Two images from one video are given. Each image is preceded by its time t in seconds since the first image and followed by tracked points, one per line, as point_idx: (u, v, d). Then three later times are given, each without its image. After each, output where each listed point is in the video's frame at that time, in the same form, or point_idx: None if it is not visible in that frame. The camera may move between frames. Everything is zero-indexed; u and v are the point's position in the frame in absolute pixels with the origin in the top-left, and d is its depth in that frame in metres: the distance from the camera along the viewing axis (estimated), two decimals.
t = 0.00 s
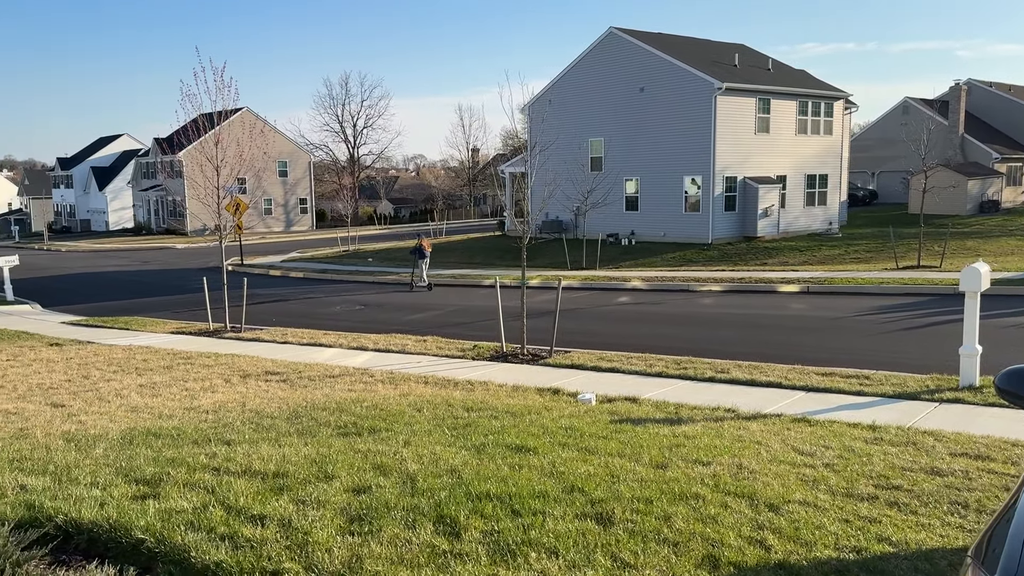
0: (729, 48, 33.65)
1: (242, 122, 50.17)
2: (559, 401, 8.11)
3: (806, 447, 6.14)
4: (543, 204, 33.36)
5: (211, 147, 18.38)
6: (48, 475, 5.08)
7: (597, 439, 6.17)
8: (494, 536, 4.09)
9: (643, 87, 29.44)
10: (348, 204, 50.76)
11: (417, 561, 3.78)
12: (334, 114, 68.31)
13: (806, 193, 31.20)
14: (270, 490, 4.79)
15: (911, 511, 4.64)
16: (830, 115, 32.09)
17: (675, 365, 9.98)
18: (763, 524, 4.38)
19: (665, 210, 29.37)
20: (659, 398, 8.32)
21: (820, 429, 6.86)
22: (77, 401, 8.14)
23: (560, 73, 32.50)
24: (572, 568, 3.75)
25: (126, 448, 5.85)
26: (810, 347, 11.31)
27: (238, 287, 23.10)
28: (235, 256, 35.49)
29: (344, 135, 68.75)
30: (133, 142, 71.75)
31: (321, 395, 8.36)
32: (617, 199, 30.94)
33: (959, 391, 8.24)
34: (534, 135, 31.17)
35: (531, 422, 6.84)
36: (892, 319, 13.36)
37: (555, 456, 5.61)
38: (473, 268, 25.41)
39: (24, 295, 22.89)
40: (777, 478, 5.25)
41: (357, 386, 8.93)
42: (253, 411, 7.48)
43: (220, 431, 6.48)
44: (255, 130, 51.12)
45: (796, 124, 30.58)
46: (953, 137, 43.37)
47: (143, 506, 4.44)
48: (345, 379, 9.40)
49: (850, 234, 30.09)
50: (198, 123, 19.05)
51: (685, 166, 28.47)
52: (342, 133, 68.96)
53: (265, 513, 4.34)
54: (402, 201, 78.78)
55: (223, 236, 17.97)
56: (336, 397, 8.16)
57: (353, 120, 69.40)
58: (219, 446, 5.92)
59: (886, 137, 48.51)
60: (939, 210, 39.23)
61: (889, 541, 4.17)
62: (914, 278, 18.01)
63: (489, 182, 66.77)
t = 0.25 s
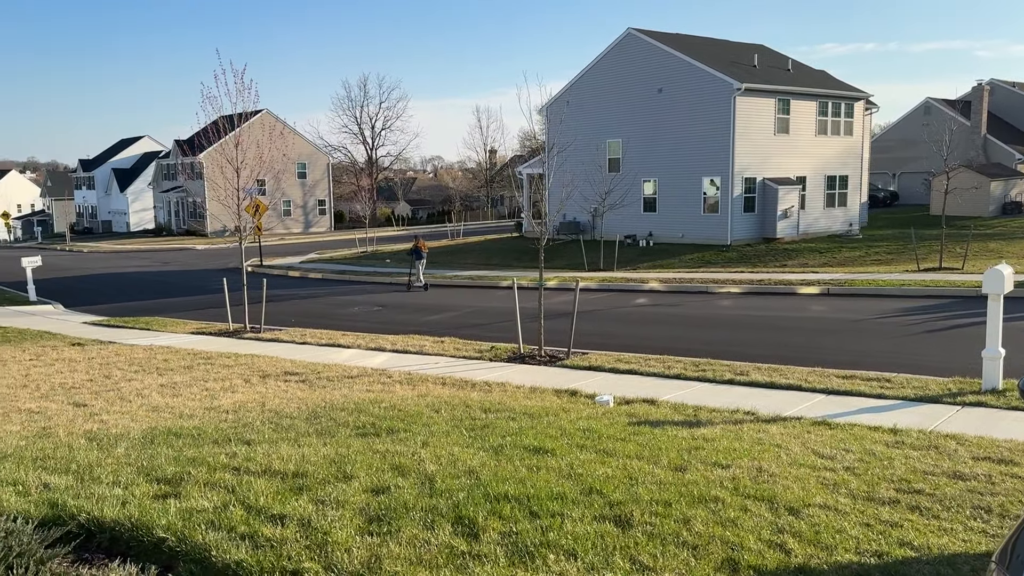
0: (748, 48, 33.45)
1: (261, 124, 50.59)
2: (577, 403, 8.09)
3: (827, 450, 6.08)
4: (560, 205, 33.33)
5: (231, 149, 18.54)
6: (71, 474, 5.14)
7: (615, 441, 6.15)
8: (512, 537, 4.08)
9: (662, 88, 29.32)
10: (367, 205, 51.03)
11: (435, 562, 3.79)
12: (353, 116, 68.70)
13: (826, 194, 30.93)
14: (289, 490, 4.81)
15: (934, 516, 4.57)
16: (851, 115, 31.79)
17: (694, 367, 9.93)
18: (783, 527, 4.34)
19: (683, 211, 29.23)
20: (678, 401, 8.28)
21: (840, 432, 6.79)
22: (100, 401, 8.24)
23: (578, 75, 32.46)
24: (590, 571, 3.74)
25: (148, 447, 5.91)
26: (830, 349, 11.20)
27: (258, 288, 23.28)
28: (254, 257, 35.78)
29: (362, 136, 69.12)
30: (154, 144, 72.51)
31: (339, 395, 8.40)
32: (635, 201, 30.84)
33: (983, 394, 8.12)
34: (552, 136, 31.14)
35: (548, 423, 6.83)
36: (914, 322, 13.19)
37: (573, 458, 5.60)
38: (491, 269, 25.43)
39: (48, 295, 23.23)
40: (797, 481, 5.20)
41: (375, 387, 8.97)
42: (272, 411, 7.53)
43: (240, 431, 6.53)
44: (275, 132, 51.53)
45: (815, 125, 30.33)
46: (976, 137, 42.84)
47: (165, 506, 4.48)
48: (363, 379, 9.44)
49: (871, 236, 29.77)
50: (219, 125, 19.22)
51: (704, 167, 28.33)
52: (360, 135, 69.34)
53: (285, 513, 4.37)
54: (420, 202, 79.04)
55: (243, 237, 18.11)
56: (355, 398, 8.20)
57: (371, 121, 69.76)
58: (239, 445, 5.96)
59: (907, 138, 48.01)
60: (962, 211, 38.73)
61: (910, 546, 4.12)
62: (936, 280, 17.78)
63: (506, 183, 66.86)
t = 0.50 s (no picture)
0: (767, 49, 33.27)
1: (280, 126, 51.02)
2: (594, 404, 8.08)
3: (847, 454, 6.02)
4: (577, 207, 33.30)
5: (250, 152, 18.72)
6: (93, 473, 5.20)
7: (632, 444, 6.13)
8: (530, 539, 4.08)
9: (680, 89, 29.22)
10: (384, 207, 51.25)
11: (453, 563, 3.79)
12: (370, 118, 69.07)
13: (846, 195, 30.66)
14: (308, 490, 4.84)
15: (956, 520, 4.52)
16: (871, 117, 31.51)
17: (712, 369, 9.88)
18: (802, 531, 4.31)
19: (700, 213, 29.09)
20: (696, 403, 8.24)
21: (860, 436, 6.73)
22: (121, 401, 8.34)
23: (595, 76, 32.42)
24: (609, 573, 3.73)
25: (168, 447, 5.97)
26: (850, 352, 11.10)
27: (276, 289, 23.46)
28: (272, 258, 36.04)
29: (380, 138, 69.49)
30: (175, 146, 73.32)
31: (357, 396, 8.44)
32: (652, 202, 30.73)
33: (1006, 398, 8.00)
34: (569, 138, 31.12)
35: (565, 425, 6.83)
36: (935, 325, 13.04)
37: (591, 460, 5.59)
38: (507, 271, 25.45)
39: (71, 295, 23.55)
40: (817, 484, 5.16)
41: (392, 388, 9.01)
42: (291, 411, 7.58)
43: (259, 431, 6.58)
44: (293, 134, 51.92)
45: (835, 126, 30.09)
46: (999, 139, 42.33)
47: (185, 505, 4.52)
48: (380, 380, 9.48)
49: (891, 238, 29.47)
50: (239, 128, 19.40)
51: (722, 169, 28.18)
52: (378, 137, 69.71)
53: (304, 513, 4.39)
54: (437, 204, 79.27)
55: (262, 239, 18.27)
56: (373, 399, 8.25)
57: (388, 124, 70.10)
58: (258, 446, 6.01)
59: (927, 139, 47.53)
60: (984, 213, 38.25)
61: (932, 550, 4.07)
62: (957, 283, 17.58)
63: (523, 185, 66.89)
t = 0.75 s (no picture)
0: (785, 50, 33.06)
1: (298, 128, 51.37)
2: (610, 407, 8.06)
3: (866, 457, 5.97)
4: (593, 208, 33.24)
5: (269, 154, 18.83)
6: (114, 472, 5.26)
7: (650, 446, 6.11)
8: (547, 541, 4.08)
9: (697, 91, 29.11)
10: (401, 209, 51.41)
11: (471, 564, 3.80)
12: (387, 120, 69.38)
13: (865, 197, 30.38)
14: (325, 490, 4.86)
15: (977, 525, 4.46)
16: (891, 117, 31.21)
17: (729, 372, 9.82)
18: (821, 535, 4.27)
19: (717, 215, 28.93)
20: (713, 406, 8.19)
21: (880, 439, 6.66)
22: (141, 401, 8.42)
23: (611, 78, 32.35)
24: None
25: (187, 447, 6.02)
26: (869, 355, 10.98)
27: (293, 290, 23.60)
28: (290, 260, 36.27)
29: (396, 141, 69.75)
30: (194, 149, 74.00)
31: (374, 397, 8.47)
32: (668, 204, 30.61)
33: None
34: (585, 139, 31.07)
35: (582, 427, 6.82)
36: (955, 327, 12.89)
37: (608, 461, 5.58)
38: (523, 273, 25.44)
39: (92, 297, 23.83)
40: (836, 488, 5.11)
41: (409, 389, 9.03)
42: (308, 412, 7.62)
43: (278, 431, 6.62)
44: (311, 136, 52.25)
45: (854, 127, 29.83)
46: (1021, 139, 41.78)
47: (204, 504, 4.56)
48: (397, 381, 9.51)
49: (911, 239, 29.15)
50: (257, 131, 19.55)
51: (739, 170, 28.03)
52: (394, 139, 69.98)
53: (322, 513, 4.41)
54: (453, 206, 79.48)
55: (280, 241, 18.38)
56: (390, 400, 8.28)
57: (405, 126, 70.37)
58: (276, 446, 6.05)
59: (948, 139, 47.03)
60: (1006, 215, 37.76)
61: (953, 555, 4.02)
62: (979, 285, 17.35)
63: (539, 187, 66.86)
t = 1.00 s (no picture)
0: (801, 51, 32.86)
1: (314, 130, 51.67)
2: (626, 409, 8.04)
3: (884, 460, 5.91)
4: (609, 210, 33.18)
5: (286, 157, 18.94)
6: (133, 472, 5.30)
7: (665, 448, 6.09)
8: (562, 543, 4.07)
9: (713, 92, 28.99)
10: (416, 210, 51.57)
11: (487, 565, 3.80)
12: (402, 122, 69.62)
13: (883, 198, 30.11)
14: (342, 491, 4.88)
15: (998, 530, 4.40)
16: (909, 118, 30.93)
17: (746, 374, 9.76)
18: (839, 539, 4.24)
19: (734, 216, 28.78)
20: (729, 409, 8.15)
21: (898, 442, 6.60)
22: (158, 401, 8.49)
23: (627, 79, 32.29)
24: None
25: (205, 447, 6.07)
26: (887, 357, 10.87)
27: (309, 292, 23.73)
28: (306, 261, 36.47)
29: (411, 142, 70.00)
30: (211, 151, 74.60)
31: (389, 398, 8.50)
32: (684, 205, 30.50)
33: None
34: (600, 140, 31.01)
35: (597, 429, 6.81)
36: (975, 330, 12.73)
37: (624, 464, 5.56)
38: (538, 275, 25.44)
39: (111, 297, 24.08)
40: (854, 491, 5.07)
41: (424, 390, 9.05)
42: (324, 413, 7.66)
43: (294, 432, 6.66)
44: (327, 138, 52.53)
45: (872, 128, 29.59)
46: None
47: (221, 505, 4.59)
48: (412, 383, 9.54)
49: (930, 241, 28.85)
50: (274, 133, 19.67)
51: (756, 171, 27.87)
52: (410, 141, 70.23)
53: (339, 513, 4.43)
54: (468, 208, 79.62)
55: (296, 242, 18.50)
56: (405, 401, 8.30)
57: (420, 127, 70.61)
58: (293, 446, 6.08)
59: (967, 140, 46.54)
60: None
61: (973, 560, 3.97)
62: (999, 287, 17.14)
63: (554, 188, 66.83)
